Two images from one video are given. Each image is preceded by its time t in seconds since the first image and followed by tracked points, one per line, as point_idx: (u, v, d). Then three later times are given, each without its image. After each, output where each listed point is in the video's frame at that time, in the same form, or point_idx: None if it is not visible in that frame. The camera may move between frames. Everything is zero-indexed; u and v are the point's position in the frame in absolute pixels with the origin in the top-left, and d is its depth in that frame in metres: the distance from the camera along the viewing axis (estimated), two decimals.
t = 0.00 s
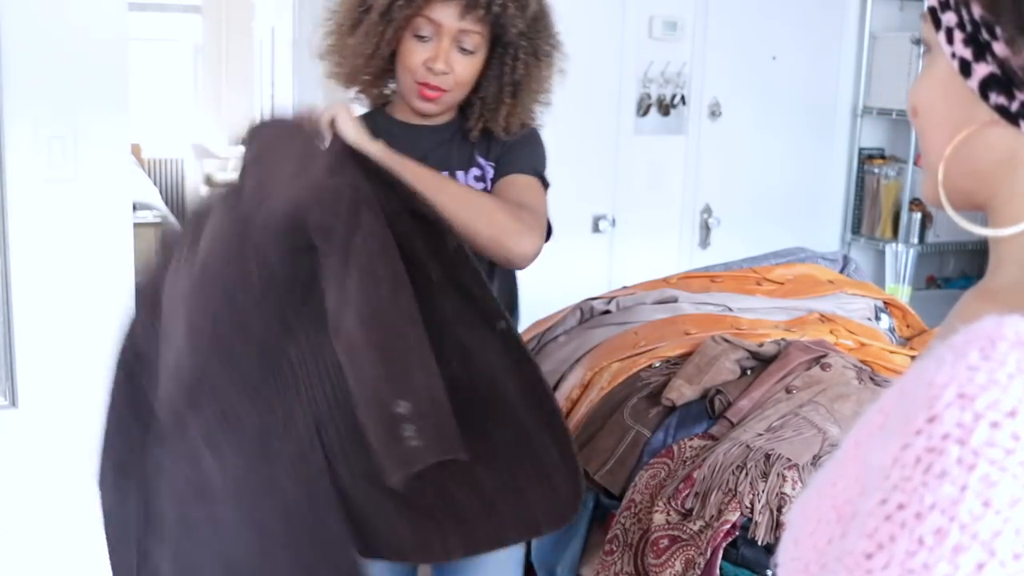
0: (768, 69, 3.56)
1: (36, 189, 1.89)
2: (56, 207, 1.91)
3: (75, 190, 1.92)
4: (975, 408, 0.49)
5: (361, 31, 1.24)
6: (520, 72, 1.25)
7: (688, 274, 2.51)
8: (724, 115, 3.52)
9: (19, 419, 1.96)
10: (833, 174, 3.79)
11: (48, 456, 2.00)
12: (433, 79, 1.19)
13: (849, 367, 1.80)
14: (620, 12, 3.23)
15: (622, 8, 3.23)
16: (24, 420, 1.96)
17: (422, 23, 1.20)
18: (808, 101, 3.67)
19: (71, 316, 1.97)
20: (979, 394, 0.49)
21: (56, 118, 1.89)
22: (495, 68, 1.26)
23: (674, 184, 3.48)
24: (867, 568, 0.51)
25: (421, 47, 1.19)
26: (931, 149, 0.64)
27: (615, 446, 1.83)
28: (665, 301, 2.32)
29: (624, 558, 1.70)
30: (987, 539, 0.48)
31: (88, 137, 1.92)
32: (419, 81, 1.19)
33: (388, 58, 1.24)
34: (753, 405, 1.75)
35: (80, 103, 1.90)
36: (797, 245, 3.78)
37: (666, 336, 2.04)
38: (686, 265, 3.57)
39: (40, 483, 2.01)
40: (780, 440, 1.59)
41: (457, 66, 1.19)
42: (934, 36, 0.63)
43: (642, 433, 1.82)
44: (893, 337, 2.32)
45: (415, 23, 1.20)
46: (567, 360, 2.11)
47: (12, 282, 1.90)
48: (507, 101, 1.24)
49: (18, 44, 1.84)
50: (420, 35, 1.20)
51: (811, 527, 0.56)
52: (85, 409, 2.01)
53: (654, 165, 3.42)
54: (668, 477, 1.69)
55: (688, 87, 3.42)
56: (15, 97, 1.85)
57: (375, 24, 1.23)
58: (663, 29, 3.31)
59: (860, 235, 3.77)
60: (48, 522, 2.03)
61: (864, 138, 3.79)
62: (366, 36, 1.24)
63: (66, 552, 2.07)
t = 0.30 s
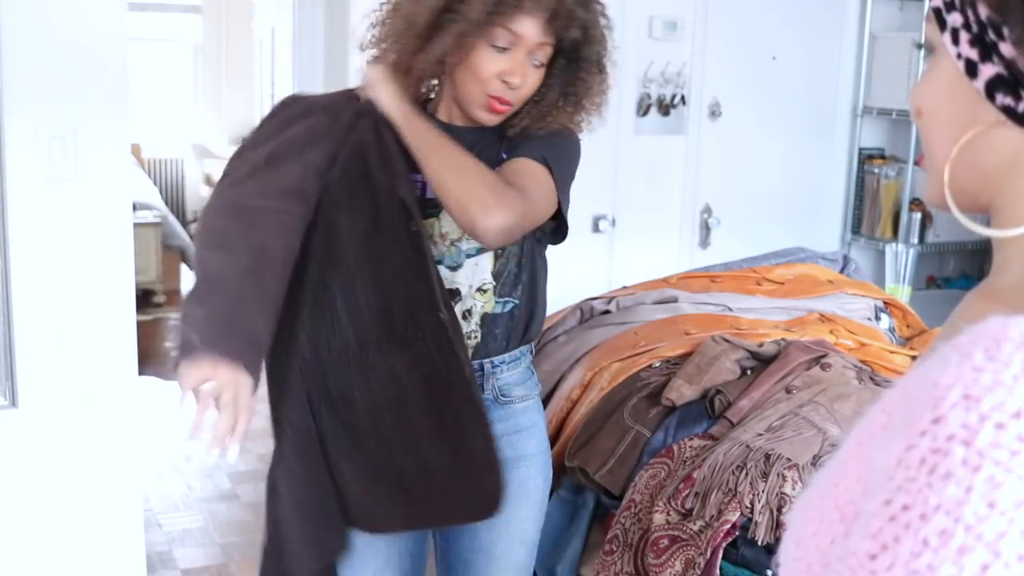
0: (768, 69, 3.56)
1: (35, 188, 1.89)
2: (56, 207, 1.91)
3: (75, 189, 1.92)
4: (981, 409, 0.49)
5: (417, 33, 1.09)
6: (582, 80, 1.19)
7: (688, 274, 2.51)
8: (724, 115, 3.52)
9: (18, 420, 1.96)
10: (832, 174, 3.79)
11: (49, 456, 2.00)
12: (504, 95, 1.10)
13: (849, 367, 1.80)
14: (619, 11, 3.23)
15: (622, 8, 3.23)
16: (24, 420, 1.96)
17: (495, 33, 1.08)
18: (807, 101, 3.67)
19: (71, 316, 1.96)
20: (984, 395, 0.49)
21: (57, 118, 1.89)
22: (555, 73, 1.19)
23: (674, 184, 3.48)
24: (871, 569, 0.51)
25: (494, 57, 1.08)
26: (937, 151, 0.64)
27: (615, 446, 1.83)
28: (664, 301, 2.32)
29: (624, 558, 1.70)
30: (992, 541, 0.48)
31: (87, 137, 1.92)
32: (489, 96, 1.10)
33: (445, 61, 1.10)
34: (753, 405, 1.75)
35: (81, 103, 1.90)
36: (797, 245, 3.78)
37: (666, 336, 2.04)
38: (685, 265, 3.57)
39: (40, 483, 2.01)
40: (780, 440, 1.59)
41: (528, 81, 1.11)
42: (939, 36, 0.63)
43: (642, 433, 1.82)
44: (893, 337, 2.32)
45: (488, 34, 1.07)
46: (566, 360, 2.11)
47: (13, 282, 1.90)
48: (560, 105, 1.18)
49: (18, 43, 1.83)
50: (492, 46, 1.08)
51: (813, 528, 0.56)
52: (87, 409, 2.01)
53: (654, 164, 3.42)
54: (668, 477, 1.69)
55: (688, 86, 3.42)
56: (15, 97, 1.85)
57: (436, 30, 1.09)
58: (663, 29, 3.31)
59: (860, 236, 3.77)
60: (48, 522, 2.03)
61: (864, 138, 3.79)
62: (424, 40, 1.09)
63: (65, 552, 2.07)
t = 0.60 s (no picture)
0: (768, 69, 3.56)
1: (35, 189, 1.89)
2: (56, 207, 1.91)
3: (74, 190, 1.92)
4: (985, 410, 0.49)
5: (433, 38, 1.04)
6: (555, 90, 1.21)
7: (688, 274, 2.51)
8: (724, 115, 3.52)
9: (18, 419, 1.96)
10: (833, 174, 3.79)
11: (49, 456, 1.99)
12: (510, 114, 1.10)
13: (849, 367, 1.80)
14: (619, 11, 3.23)
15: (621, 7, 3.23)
16: (24, 420, 1.96)
17: (526, 54, 1.07)
18: (806, 100, 3.67)
19: (71, 316, 1.96)
20: (989, 396, 0.49)
21: (57, 118, 1.89)
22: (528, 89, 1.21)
23: (674, 184, 3.48)
24: (874, 569, 0.51)
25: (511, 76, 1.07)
26: (942, 151, 0.64)
27: (615, 446, 1.83)
28: (665, 301, 2.32)
29: (624, 558, 1.70)
30: (997, 542, 0.48)
31: (87, 137, 1.92)
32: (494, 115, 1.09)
33: (449, 70, 1.06)
34: (753, 405, 1.75)
35: (82, 103, 1.90)
36: (797, 245, 3.78)
37: (666, 336, 2.04)
38: (686, 265, 3.57)
39: (40, 483, 2.00)
40: (780, 440, 1.59)
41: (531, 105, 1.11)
42: (945, 36, 0.63)
43: (642, 435, 1.81)
44: (893, 337, 2.32)
45: (520, 56, 1.06)
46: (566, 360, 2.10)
47: (13, 282, 1.90)
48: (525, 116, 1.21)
49: (17, 43, 1.83)
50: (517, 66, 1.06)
51: (815, 528, 0.56)
52: (87, 409, 2.01)
53: (654, 164, 3.42)
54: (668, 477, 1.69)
55: (688, 86, 3.42)
56: (16, 97, 1.85)
57: (461, 36, 1.04)
58: (662, 29, 3.31)
59: (860, 236, 3.76)
60: (49, 523, 2.03)
61: (864, 138, 3.79)
62: (444, 49, 1.05)
63: (65, 552, 2.07)
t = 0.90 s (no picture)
0: (768, 69, 3.56)
1: (35, 190, 1.89)
2: (56, 207, 1.91)
3: (74, 191, 1.92)
4: (989, 410, 0.49)
5: (407, 65, 1.10)
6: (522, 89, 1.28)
7: (688, 274, 2.51)
8: (724, 115, 3.52)
9: (19, 420, 1.95)
10: (833, 174, 3.79)
11: (49, 456, 1.99)
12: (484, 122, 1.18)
13: (849, 367, 1.80)
14: (619, 11, 3.23)
15: (622, 7, 3.23)
16: (24, 420, 1.96)
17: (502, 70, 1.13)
18: (806, 100, 3.66)
19: (72, 316, 1.96)
20: (992, 396, 0.49)
21: (57, 118, 1.89)
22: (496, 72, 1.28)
23: (674, 183, 3.48)
24: (877, 569, 0.51)
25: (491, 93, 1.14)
26: (943, 152, 0.64)
27: (615, 446, 1.83)
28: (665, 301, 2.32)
29: (624, 558, 1.69)
30: (999, 542, 0.48)
31: (87, 137, 1.92)
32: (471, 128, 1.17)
33: (429, 90, 1.12)
34: (753, 405, 1.75)
35: (82, 103, 1.90)
36: (797, 245, 3.78)
37: (666, 336, 2.04)
38: (686, 265, 3.57)
39: (40, 483, 2.00)
40: (779, 440, 1.60)
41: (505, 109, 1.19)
42: (945, 37, 0.64)
43: (642, 435, 1.81)
44: (893, 337, 2.32)
45: (497, 73, 1.13)
46: (567, 360, 2.11)
47: (13, 282, 1.90)
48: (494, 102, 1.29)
49: (17, 43, 1.83)
50: (494, 85, 1.13)
51: (817, 528, 0.56)
52: (87, 409, 2.01)
53: (654, 164, 3.42)
54: (668, 477, 1.69)
55: (688, 86, 3.42)
56: (16, 97, 1.85)
57: (436, 65, 1.10)
58: (663, 29, 3.31)
59: (860, 236, 3.77)
60: (49, 522, 2.03)
61: (864, 138, 3.79)
62: (417, 77, 1.11)
63: (65, 552, 2.07)
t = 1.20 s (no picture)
0: (768, 69, 3.56)
1: (35, 190, 1.89)
2: (56, 207, 1.91)
3: (75, 191, 1.92)
4: (989, 411, 0.49)
5: (425, 76, 1.09)
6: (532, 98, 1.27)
7: (688, 274, 2.51)
8: (724, 115, 3.52)
9: (19, 419, 1.95)
10: (833, 174, 3.79)
11: (49, 457, 1.99)
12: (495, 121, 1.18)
13: (849, 367, 1.80)
14: (620, 10, 3.23)
15: (622, 7, 3.23)
16: (24, 420, 1.95)
17: (519, 82, 1.12)
18: (806, 100, 3.66)
19: (72, 315, 1.96)
20: (993, 397, 0.49)
21: (57, 118, 1.88)
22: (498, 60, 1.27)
23: (674, 183, 3.48)
24: (878, 569, 0.51)
25: (514, 101, 1.13)
26: (943, 156, 0.64)
27: (615, 446, 1.83)
28: (664, 301, 2.32)
29: (624, 558, 1.69)
30: (1000, 543, 0.48)
31: (88, 138, 1.92)
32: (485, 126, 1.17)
33: (449, 98, 1.10)
34: (754, 405, 1.74)
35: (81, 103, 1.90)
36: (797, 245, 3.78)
37: (667, 336, 2.04)
38: (686, 265, 3.57)
39: (40, 483, 2.00)
40: (779, 440, 1.60)
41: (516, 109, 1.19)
42: (943, 40, 0.64)
43: (643, 435, 1.81)
44: (893, 337, 2.32)
45: (515, 84, 1.11)
46: (567, 360, 2.11)
47: (13, 283, 1.90)
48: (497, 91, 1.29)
49: (17, 43, 1.83)
50: (511, 96, 1.13)
51: (820, 529, 0.57)
52: (87, 409, 2.01)
53: (654, 165, 3.42)
54: (668, 477, 1.69)
55: (688, 86, 3.42)
56: (16, 97, 1.84)
57: (455, 78, 1.09)
58: (663, 29, 3.31)
59: (861, 236, 3.77)
60: (49, 522, 2.03)
61: (864, 138, 3.79)
62: (435, 88, 1.09)
63: (65, 552, 2.07)
